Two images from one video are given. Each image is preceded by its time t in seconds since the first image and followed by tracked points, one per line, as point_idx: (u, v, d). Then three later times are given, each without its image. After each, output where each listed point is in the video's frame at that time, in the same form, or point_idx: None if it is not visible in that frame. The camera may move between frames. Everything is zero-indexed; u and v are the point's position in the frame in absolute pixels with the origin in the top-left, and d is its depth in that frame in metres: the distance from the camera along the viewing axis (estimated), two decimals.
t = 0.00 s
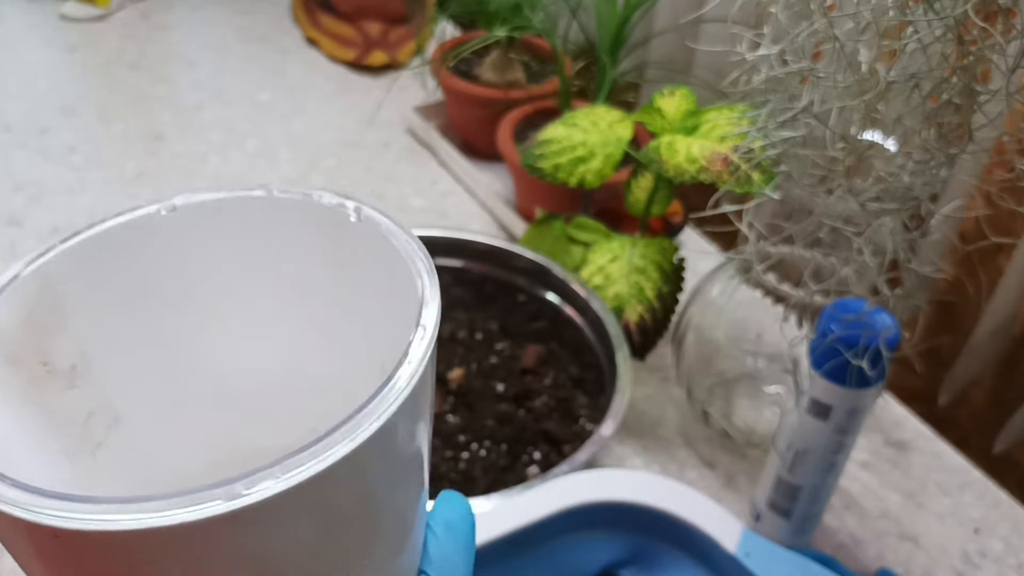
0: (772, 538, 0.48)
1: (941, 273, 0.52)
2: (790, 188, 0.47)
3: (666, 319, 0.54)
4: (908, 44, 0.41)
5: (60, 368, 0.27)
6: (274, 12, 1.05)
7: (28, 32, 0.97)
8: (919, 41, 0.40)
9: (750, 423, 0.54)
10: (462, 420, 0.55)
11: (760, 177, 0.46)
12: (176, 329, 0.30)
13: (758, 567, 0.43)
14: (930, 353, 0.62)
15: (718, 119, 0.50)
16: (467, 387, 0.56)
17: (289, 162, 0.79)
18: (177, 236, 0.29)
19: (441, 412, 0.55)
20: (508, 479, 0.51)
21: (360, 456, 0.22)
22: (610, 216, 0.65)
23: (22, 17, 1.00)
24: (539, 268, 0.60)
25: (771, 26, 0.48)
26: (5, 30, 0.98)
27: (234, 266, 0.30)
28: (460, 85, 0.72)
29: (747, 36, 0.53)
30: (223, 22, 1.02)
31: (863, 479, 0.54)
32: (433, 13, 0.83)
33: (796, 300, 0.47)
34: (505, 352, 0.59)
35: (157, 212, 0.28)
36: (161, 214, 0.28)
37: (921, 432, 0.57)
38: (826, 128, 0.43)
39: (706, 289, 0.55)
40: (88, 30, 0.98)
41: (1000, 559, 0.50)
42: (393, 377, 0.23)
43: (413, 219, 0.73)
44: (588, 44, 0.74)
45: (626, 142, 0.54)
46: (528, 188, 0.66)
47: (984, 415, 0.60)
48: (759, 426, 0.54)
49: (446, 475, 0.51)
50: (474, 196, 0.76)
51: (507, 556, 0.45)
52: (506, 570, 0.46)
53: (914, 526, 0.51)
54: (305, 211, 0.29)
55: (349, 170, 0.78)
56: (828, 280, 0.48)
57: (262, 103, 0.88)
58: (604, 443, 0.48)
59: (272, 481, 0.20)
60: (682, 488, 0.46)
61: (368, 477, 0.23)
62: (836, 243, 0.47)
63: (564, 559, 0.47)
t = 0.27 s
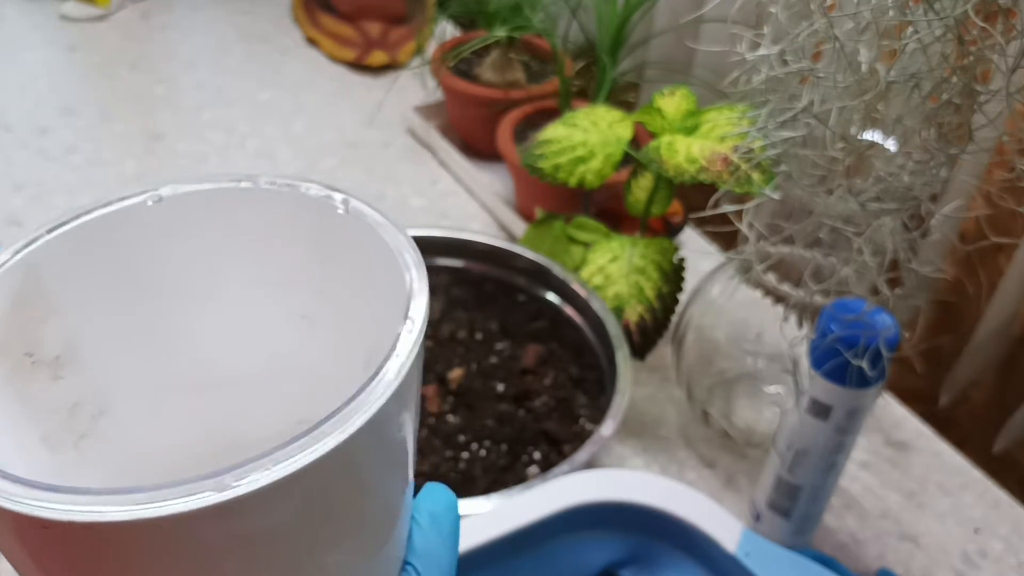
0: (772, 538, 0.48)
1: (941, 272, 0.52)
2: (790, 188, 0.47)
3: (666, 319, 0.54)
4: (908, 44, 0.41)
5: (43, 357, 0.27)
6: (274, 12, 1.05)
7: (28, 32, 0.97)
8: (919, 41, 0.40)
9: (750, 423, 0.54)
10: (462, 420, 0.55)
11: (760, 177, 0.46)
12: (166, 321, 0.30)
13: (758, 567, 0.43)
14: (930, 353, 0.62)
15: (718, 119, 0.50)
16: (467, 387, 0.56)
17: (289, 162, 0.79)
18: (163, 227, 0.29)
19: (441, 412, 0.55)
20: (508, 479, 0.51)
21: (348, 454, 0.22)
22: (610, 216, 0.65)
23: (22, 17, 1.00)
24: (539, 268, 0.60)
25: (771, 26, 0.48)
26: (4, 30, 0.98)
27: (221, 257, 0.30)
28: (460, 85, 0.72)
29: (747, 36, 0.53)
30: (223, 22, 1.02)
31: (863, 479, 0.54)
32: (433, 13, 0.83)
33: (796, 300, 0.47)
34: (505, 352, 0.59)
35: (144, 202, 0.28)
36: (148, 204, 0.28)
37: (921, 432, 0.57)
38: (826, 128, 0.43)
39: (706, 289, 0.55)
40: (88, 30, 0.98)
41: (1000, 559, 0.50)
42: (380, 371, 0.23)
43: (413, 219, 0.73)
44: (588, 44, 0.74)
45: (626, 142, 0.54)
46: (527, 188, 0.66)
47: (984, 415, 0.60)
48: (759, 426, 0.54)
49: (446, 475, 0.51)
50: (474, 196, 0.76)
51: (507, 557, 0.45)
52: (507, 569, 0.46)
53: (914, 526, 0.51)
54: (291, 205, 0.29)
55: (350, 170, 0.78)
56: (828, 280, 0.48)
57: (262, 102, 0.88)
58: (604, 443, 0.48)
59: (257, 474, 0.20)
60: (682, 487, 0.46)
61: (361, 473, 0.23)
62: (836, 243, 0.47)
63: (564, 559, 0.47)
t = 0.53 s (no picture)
0: (773, 538, 0.48)
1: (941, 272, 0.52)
2: (790, 188, 0.47)
3: (666, 319, 0.54)
4: (908, 44, 0.41)
5: (31, 207, 0.25)
6: (274, 12, 1.05)
7: (28, 32, 0.97)
8: (919, 40, 0.40)
9: (750, 424, 0.54)
10: (462, 420, 0.55)
11: (760, 176, 0.46)
12: (153, 190, 0.28)
13: (758, 567, 0.43)
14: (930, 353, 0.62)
15: (718, 119, 0.50)
16: (467, 387, 0.56)
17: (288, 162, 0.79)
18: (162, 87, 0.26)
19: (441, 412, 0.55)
20: (508, 478, 0.51)
21: (340, 326, 0.18)
22: (610, 216, 0.65)
23: (22, 16, 1.00)
24: (540, 268, 0.60)
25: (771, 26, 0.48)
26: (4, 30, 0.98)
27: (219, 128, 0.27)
28: (460, 85, 0.72)
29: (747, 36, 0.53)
30: (223, 22, 1.02)
31: (863, 479, 0.54)
32: (433, 13, 0.83)
33: (796, 300, 0.47)
34: (505, 352, 0.59)
35: (149, 57, 0.26)
36: (154, 60, 0.26)
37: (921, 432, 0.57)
38: (826, 128, 0.43)
39: (706, 289, 0.55)
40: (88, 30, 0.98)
41: (1000, 559, 0.50)
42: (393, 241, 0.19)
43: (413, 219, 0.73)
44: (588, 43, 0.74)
45: (626, 142, 0.54)
46: (528, 188, 0.66)
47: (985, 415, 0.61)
48: (759, 426, 0.54)
49: (446, 475, 0.51)
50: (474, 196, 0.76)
51: (507, 557, 0.45)
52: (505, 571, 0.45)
53: (914, 526, 0.51)
54: (281, 75, 0.26)
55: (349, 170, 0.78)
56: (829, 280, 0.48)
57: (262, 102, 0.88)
58: (604, 443, 0.48)
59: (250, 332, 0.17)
60: (682, 487, 0.46)
61: (353, 370, 0.19)
62: (836, 243, 0.47)
63: (564, 559, 0.46)
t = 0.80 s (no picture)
0: (773, 539, 0.48)
1: (941, 272, 0.53)
2: (790, 188, 0.47)
3: (665, 319, 0.55)
4: (908, 44, 0.41)
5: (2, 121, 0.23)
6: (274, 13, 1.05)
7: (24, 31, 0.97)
8: (919, 41, 0.40)
9: (750, 424, 0.54)
10: (462, 420, 0.55)
11: (760, 176, 0.46)
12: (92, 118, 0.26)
13: (758, 567, 0.43)
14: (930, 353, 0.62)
15: (718, 120, 0.50)
16: (467, 387, 0.56)
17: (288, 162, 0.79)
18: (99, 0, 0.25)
19: (441, 412, 0.55)
20: (508, 478, 0.51)
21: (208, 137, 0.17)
22: (610, 216, 0.65)
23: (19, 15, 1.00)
24: (539, 268, 0.59)
25: (770, 26, 0.49)
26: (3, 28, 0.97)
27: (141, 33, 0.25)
28: (460, 85, 0.72)
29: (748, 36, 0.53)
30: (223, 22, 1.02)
31: (863, 480, 0.54)
32: (433, 13, 0.83)
33: (796, 300, 0.47)
34: (505, 351, 0.59)
35: None
36: None
37: (921, 432, 0.57)
38: (826, 128, 0.43)
39: (706, 289, 0.55)
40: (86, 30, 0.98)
41: (1000, 559, 0.50)
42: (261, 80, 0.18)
43: (413, 219, 0.73)
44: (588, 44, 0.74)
45: (626, 142, 0.54)
46: (528, 187, 0.66)
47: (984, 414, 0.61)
48: (759, 426, 0.54)
49: (446, 475, 0.51)
50: (474, 196, 0.76)
51: (509, 556, 0.45)
52: (506, 569, 0.45)
53: (914, 526, 0.51)
54: None
55: (350, 170, 0.78)
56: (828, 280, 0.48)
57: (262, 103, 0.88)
58: (604, 443, 0.48)
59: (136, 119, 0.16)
60: (683, 488, 0.46)
61: (285, 146, 0.19)
62: (836, 243, 0.47)
63: (564, 559, 0.46)
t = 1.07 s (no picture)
0: (771, 537, 0.48)
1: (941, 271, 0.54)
2: (788, 189, 0.48)
3: (665, 319, 0.55)
4: (907, 45, 0.41)
5: None
6: (274, 13, 1.05)
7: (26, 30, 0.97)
8: (917, 41, 0.40)
9: (749, 422, 0.54)
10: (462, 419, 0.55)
11: (759, 177, 0.47)
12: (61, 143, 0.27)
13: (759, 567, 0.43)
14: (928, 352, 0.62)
15: (717, 121, 0.50)
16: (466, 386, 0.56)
17: (289, 163, 0.79)
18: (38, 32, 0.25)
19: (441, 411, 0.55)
20: (508, 476, 0.51)
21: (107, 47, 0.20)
22: (609, 217, 0.65)
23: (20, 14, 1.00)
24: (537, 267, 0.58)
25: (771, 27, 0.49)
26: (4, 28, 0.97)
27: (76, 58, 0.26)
28: (460, 86, 0.73)
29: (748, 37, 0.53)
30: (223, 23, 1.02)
31: (861, 478, 0.54)
32: (434, 14, 0.83)
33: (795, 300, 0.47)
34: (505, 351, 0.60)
35: None
36: None
37: (919, 431, 0.57)
38: (824, 128, 0.43)
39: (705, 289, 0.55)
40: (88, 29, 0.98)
41: (998, 557, 0.50)
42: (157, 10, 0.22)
43: (413, 219, 0.73)
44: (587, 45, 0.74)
45: (626, 143, 0.55)
46: (528, 188, 0.67)
47: (978, 413, 0.64)
48: (758, 425, 0.54)
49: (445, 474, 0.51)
50: (474, 196, 0.77)
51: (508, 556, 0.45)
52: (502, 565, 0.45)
53: (912, 525, 0.51)
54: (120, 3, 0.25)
55: (350, 171, 0.79)
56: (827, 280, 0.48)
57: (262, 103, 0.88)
58: (603, 442, 0.48)
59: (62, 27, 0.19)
60: (683, 486, 0.46)
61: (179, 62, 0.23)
62: (834, 242, 0.47)
63: (562, 558, 0.46)
